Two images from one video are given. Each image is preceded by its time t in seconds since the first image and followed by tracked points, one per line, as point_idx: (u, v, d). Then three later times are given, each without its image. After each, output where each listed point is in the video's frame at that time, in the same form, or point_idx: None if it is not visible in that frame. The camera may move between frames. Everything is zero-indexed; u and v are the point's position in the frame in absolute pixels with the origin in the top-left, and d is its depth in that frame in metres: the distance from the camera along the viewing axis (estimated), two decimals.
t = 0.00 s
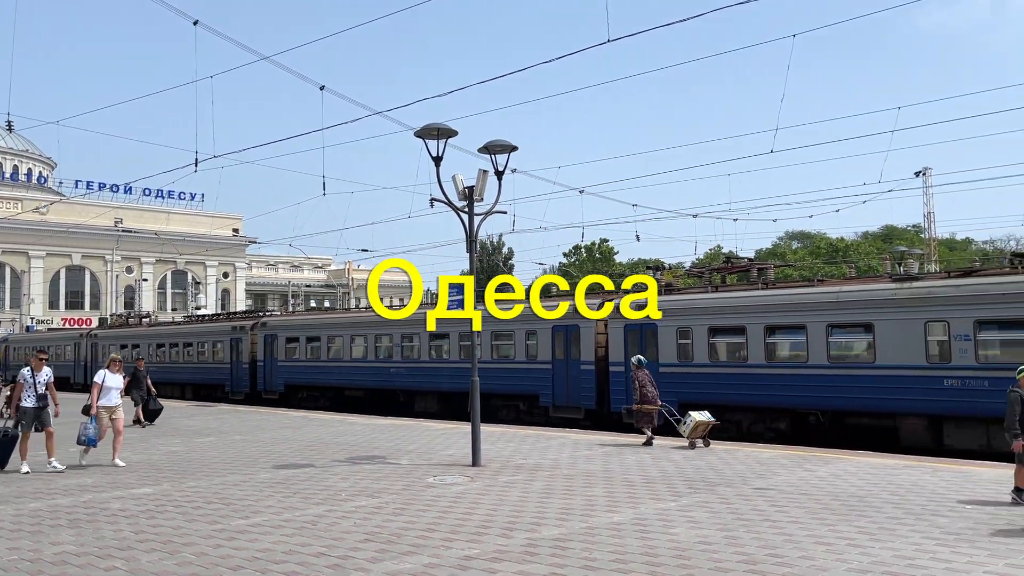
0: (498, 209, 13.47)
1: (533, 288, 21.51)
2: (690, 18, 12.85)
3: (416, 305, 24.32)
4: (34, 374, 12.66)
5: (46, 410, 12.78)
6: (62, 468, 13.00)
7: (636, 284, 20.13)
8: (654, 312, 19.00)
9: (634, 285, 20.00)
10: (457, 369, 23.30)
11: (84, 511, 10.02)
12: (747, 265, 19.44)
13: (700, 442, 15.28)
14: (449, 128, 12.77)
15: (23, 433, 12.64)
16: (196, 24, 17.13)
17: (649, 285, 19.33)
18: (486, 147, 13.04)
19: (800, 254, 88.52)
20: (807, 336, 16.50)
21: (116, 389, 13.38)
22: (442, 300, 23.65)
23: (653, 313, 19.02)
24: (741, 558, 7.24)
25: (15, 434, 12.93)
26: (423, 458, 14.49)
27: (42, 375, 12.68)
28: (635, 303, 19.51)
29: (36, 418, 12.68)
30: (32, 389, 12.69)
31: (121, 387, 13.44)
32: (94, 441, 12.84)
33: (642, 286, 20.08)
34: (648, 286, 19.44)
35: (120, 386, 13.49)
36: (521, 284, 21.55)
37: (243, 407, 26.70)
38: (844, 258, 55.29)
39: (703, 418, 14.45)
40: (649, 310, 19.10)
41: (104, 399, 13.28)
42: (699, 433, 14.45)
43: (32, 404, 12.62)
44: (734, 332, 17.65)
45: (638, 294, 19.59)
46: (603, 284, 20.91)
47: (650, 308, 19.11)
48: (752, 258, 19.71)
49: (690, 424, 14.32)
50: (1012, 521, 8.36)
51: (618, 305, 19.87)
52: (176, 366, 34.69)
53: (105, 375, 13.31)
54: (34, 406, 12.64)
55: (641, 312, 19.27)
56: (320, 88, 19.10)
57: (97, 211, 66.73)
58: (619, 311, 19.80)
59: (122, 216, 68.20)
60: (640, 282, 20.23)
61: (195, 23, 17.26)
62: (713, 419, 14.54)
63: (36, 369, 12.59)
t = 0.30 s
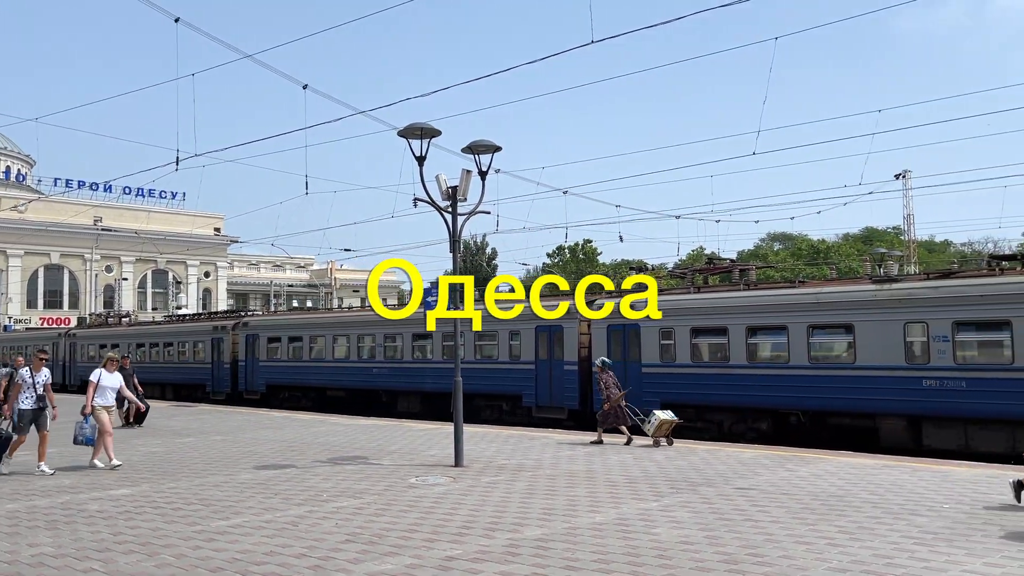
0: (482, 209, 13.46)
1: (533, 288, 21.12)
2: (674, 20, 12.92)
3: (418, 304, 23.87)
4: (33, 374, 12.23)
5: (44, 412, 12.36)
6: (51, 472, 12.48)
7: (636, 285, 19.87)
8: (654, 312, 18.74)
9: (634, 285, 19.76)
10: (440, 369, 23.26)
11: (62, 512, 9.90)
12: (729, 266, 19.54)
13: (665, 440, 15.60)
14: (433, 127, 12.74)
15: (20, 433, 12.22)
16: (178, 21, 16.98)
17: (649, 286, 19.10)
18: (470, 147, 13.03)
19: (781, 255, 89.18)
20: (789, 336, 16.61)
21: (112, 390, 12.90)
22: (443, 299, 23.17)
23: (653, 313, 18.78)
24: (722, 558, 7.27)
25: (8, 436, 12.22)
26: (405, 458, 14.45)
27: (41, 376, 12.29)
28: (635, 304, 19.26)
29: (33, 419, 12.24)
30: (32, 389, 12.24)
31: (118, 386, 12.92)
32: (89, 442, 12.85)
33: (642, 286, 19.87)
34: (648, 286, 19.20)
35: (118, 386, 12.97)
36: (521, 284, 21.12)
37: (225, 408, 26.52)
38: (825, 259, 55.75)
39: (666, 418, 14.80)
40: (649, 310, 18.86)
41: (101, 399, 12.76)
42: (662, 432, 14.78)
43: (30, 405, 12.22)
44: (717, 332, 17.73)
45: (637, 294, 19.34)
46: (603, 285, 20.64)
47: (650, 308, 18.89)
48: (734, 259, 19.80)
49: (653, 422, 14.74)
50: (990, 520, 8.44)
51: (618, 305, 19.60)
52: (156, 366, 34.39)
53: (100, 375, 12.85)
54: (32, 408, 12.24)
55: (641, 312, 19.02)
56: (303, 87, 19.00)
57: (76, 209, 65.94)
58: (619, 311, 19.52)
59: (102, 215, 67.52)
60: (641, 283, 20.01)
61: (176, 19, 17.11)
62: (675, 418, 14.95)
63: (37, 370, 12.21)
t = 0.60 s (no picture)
0: (465, 209, 13.45)
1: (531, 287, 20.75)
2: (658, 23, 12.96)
3: (417, 304, 23.45)
4: (28, 373, 11.83)
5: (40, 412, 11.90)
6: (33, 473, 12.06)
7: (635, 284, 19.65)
8: (654, 312, 18.54)
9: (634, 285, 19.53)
10: (423, 369, 23.20)
11: (39, 514, 9.76)
12: (710, 268, 19.64)
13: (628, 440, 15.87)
14: (416, 127, 12.70)
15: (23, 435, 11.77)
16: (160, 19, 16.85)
17: (649, 286, 18.86)
18: (453, 148, 13.01)
19: (763, 257, 89.91)
20: (770, 337, 16.71)
21: (111, 389, 12.72)
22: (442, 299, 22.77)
23: (653, 313, 18.54)
24: (703, 558, 7.30)
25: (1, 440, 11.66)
26: (387, 459, 14.40)
27: (36, 375, 11.87)
28: (635, 304, 19.01)
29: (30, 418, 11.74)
30: (27, 388, 11.80)
31: (117, 385, 12.76)
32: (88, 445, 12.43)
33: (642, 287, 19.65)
34: (648, 286, 18.95)
35: (115, 385, 12.81)
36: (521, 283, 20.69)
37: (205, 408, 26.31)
38: (808, 261, 56.26)
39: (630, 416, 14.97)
40: (649, 310, 18.62)
41: (99, 399, 12.60)
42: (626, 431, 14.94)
43: (26, 404, 11.71)
44: (698, 333, 17.81)
45: (637, 294, 19.08)
46: (603, 284, 20.41)
47: (650, 308, 18.65)
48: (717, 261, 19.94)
49: (619, 421, 14.91)
50: (967, 520, 8.54)
51: (618, 305, 19.33)
52: (136, 366, 34.07)
53: (99, 375, 12.59)
54: (29, 406, 11.74)
55: (641, 312, 18.78)
56: (287, 87, 18.90)
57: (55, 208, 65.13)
58: (619, 311, 19.24)
59: (81, 214, 66.76)
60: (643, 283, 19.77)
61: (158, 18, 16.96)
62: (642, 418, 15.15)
63: (33, 368, 11.83)
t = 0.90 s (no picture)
0: (448, 209, 13.42)
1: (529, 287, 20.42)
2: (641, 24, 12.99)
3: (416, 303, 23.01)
4: (22, 374, 11.58)
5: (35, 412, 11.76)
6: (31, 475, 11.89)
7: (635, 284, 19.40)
8: (654, 312, 18.28)
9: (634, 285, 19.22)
10: (405, 369, 23.12)
11: (15, 516, 9.62)
12: (693, 268, 19.73)
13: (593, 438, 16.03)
14: (399, 127, 12.66)
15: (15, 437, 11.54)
16: (139, 16, 16.69)
17: (649, 285, 18.62)
18: (436, 148, 12.98)
19: (745, 258, 90.42)
20: (752, 337, 16.79)
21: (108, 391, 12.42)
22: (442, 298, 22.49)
23: (653, 313, 18.30)
24: (684, 558, 7.31)
25: None
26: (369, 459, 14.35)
27: (30, 377, 11.62)
28: (635, 304, 18.78)
29: (27, 420, 11.60)
30: (22, 390, 11.57)
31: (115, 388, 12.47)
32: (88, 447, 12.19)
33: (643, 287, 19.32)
34: (648, 286, 18.70)
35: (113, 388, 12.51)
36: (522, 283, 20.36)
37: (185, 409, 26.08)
38: (789, 262, 56.60)
39: (595, 415, 15.36)
40: (649, 310, 18.38)
41: (99, 402, 12.27)
42: (592, 429, 15.31)
43: (22, 406, 11.55)
44: (681, 333, 17.88)
45: (637, 294, 18.84)
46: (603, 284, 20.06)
47: (650, 308, 18.41)
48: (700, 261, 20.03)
49: (585, 421, 15.15)
50: (945, 519, 8.63)
51: (617, 305, 19.08)
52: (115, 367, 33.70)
53: (98, 376, 12.31)
54: (25, 408, 11.58)
55: (641, 312, 18.54)
56: (269, 85, 18.75)
57: (32, 206, 64.25)
58: (619, 311, 18.98)
59: (59, 212, 65.91)
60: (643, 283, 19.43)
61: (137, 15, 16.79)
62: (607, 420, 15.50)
63: (28, 370, 11.57)
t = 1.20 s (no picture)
0: (431, 209, 13.41)
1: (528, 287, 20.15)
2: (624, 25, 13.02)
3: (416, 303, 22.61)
4: (18, 375, 11.28)
5: (29, 415, 11.36)
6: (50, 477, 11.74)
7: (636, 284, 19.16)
8: (654, 312, 18.07)
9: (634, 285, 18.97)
10: (388, 369, 23.05)
11: None
12: (676, 269, 19.80)
13: (559, 438, 16.28)
14: (382, 126, 12.63)
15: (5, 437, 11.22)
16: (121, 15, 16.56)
17: (649, 285, 18.38)
18: (419, 148, 12.96)
19: (728, 259, 90.88)
20: (734, 338, 16.88)
21: (111, 389, 11.95)
22: (442, 298, 22.12)
23: (653, 313, 18.08)
24: (666, 558, 7.34)
25: None
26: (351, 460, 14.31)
27: (27, 378, 11.31)
28: (635, 303, 18.54)
29: (18, 422, 11.23)
30: (16, 391, 11.25)
31: (118, 388, 12.01)
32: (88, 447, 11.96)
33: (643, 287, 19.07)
34: (648, 286, 18.46)
35: (117, 386, 12.05)
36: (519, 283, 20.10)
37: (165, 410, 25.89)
38: (772, 263, 56.90)
39: (561, 415, 15.46)
40: (649, 310, 18.16)
41: (99, 401, 11.83)
42: (558, 428, 15.46)
43: (14, 408, 11.20)
44: (664, 334, 17.94)
45: (637, 294, 18.59)
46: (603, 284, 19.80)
47: (650, 308, 18.18)
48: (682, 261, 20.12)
49: (550, 420, 15.31)
50: (924, 518, 8.70)
51: (617, 305, 18.84)
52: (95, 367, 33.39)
53: (99, 375, 11.84)
54: (17, 410, 11.22)
55: (641, 312, 18.30)
56: (252, 83, 18.59)
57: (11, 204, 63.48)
58: (619, 311, 18.73)
59: (39, 211, 65.16)
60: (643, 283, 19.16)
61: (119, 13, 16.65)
62: (574, 417, 15.62)
63: (24, 371, 11.22)
